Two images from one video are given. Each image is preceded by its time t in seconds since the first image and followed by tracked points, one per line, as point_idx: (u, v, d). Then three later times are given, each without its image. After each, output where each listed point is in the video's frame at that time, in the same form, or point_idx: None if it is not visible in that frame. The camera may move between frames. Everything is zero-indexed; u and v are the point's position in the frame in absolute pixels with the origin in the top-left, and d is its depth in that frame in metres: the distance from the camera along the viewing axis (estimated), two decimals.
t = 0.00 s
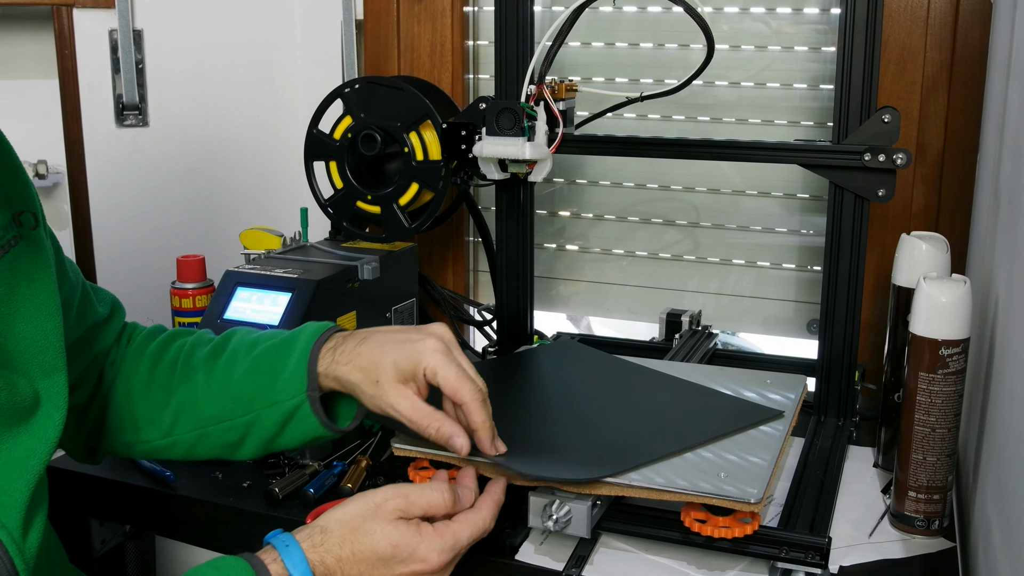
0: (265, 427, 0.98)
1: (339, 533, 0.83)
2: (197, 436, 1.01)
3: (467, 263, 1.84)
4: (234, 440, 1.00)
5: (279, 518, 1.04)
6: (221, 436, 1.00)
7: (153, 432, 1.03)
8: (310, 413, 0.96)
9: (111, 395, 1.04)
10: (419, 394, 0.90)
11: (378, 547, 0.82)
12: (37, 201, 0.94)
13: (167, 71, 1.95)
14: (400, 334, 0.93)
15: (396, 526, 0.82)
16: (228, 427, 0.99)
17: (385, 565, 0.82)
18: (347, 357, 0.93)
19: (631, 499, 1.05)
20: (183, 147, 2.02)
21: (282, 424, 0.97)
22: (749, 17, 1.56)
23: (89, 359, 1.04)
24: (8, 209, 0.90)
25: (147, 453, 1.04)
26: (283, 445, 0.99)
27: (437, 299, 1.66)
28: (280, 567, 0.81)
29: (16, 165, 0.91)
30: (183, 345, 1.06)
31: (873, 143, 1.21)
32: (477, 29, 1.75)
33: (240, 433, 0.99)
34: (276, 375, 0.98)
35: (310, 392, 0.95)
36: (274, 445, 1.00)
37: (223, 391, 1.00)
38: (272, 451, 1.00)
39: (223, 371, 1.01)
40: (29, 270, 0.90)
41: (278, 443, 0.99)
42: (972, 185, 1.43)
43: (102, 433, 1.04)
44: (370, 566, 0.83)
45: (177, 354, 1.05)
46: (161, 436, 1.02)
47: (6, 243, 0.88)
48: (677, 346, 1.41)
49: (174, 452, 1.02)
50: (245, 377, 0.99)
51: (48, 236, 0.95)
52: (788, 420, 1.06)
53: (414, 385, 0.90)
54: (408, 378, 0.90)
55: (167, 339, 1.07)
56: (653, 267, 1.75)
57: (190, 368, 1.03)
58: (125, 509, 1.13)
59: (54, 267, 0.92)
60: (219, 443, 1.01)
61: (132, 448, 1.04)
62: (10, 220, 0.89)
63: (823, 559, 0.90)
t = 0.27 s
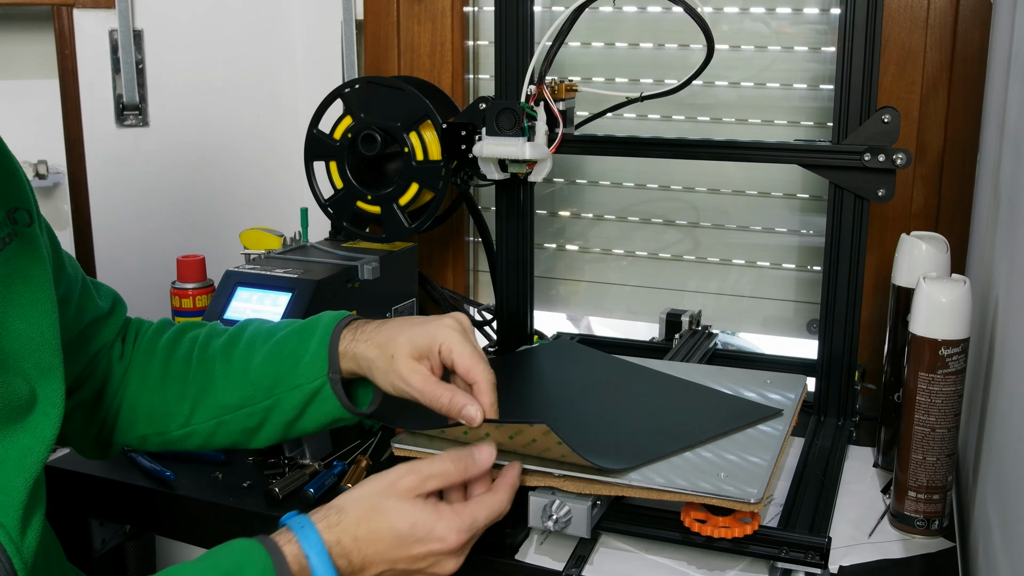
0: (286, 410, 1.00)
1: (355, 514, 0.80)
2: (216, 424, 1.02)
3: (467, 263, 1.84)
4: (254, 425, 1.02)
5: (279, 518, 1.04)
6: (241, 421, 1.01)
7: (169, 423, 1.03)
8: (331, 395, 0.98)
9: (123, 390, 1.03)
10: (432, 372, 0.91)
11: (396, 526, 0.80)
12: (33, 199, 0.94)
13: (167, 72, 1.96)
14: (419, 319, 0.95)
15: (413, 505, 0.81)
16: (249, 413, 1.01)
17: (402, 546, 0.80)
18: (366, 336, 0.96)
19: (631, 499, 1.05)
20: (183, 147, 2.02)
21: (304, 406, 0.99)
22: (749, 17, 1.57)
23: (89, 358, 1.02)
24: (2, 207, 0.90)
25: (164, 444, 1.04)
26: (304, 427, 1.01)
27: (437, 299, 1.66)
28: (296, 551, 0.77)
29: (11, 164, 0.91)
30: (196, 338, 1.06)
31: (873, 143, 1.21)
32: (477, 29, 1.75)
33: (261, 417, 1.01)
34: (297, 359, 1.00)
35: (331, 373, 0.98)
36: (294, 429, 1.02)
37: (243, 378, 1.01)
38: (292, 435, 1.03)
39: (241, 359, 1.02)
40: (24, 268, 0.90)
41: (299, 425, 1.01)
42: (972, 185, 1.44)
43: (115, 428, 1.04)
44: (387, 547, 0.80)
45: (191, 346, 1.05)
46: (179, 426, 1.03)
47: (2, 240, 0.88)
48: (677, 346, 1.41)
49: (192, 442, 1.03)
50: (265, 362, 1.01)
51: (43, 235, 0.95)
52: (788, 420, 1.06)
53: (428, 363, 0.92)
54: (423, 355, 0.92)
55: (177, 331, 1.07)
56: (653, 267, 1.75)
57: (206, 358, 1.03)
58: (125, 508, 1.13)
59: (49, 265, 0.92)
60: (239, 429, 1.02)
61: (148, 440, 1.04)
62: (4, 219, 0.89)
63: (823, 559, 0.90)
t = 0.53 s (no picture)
0: (291, 444, 0.99)
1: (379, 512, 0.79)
2: (220, 448, 1.01)
3: (467, 263, 1.84)
4: (256, 454, 1.01)
5: (279, 518, 1.04)
6: (244, 449, 1.01)
7: (173, 440, 1.02)
8: (338, 433, 0.97)
9: (130, 400, 1.03)
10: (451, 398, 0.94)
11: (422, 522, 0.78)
12: (28, 200, 0.94)
13: (167, 72, 1.96)
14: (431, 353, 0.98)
15: (435, 505, 0.80)
16: (253, 442, 1.00)
17: (424, 546, 0.78)
18: (379, 371, 0.97)
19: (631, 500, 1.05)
20: (183, 147, 2.02)
21: (309, 442, 0.98)
22: (749, 17, 1.57)
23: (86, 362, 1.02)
24: None
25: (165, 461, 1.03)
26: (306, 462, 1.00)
27: (437, 299, 1.66)
28: (319, 549, 0.75)
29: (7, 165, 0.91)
30: (209, 357, 1.05)
31: (874, 143, 1.21)
32: (477, 29, 1.75)
33: (264, 448, 1.00)
34: (308, 394, 0.99)
35: (342, 412, 0.96)
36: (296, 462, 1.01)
37: (252, 407, 1.00)
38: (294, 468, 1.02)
39: (252, 387, 1.01)
40: (19, 268, 0.90)
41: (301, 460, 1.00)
42: (972, 185, 1.44)
43: (116, 436, 1.03)
44: (409, 548, 0.78)
45: (204, 366, 1.04)
46: (182, 447, 1.02)
47: None
48: (677, 346, 1.41)
49: (193, 462, 1.02)
50: (277, 394, 0.99)
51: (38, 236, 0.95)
52: (788, 420, 1.06)
53: (445, 390, 0.95)
54: (441, 383, 0.95)
55: (193, 348, 1.06)
56: (653, 267, 1.75)
57: (217, 380, 1.02)
58: (125, 509, 1.13)
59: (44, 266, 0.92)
60: (241, 455, 1.01)
61: (149, 453, 1.03)
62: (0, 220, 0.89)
63: (823, 559, 0.90)
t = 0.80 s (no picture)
0: (270, 444, 0.97)
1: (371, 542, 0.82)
2: (200, 449, 1.00)
3: (467, 263, 1.84)
4: (237, 456, 0.99)
5: (279, 518, 1.04)
6: (225, 450, 0.99)
7: (155, 443, 1.01)
8: (316, 433, 0.95)
9: (114, 404, 1.03)
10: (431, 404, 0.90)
11: (414, 552, 0.81)
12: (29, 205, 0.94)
13: (167, 72, 1.96)
14: (409, 348, 0.94)
15: (427, 530, 0.82)
16: (232, 442, 0.99)
17: (418, 571, 0.81)
18: (356, 373, 0.93)
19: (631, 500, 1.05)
20: (183, 147, 2.02)
21: (288, 442, 0.97)
22: (749, 17, 1.57)
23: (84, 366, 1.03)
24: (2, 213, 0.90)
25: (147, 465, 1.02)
26: (287, 463, 0.99)
27: (437, 299, 1.66)
28: None
29: (8, 170, 0.91)
30: (191, 357, 1.05)
31: (874, 143, 1.21)
32: (477, 29, 1.75)
33: (245, 449, 0.98)
34: (287, 391, 0.97)
35: (318, 412, 0.95)
36: (276, 463, 0.99)
37: (231, 406, 0.99)
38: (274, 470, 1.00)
39: (231, 386, 1.00)
40: (21, 271, 0.90)
41: (282, 460, 0.99)
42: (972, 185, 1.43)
43: (102, 439, 1.03)
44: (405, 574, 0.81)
45: (185, 366, 1.04)
46: (163, 448, 1.01)
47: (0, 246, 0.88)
48: (677, 346, 1.41)
49: (174, 465, 1.01)
50: (254, 392, 0.98)
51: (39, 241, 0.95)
52: (788, 420, 1.06)
53: (426, 394, 0.91)
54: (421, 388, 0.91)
55: (174, 350, 1.06)
56: (653, 267, 1.75)
57: (198, 381, 1.02)
58: (125, 509, 1.13)
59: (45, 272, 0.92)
60: (222, 457, 1.00)
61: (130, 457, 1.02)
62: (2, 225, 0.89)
63: (823, 559, 0.90)
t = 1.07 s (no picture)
0: (285, 431, 0.98)
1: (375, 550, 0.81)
2: (216, 438, 1.01)
3: (467, 263, 1.84)
4: (253, 444, 1.00)
5: (279, 518, 1.04)
6: (241, 438, 1.00)
7: (169, 434, 1.02)
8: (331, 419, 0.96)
9: (125, 397, 1.03)
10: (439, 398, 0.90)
11: (418, 563, 0.81)
12: (29, 203, 0.94)
13: (167, 71, 1.95)
14: (424, 337, 0.93)
15: (430, 541, 0.82)
16: (248, 430, 0.99)
17: None
18: (369, 360, 0.93)
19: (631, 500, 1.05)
20: (182, 147, 2.02)
21: (303, 428, 0.97)
22: (749, 17, 1.56)
23: (85, 364, 1.02)
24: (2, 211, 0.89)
25: (164, 455, 1.03)
26: (303, 449, 0.99)
27: (437, 299, 1.66)
28: None
29: (8, 169, 0.91)
30: (200, 348, 1.05)
31: (873, 143, 1.21)
32: (477, 29, 1.75)
33: (260, 436, 0.99)
34: (300, 378, 0.98)
35: (332, 396, 0.95)
36: (293, 449, 1.00)
37: (244, 394, 1.00)
38: (291, 456, 1.00)
39: (243, 375, 1.00)
40: (21, 269, 0.89)
41: (298, 446, 0.99)
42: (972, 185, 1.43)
43: (116, 434, 1.03)
44: None
45: (195, 356, 1.04)
46: (179, 439, 1.02)
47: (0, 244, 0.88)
48: (677, 346, 1.41)
49: (191, 455, 1.02)
50: (267, 380, 0.99)
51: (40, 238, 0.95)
52: (788, 420, 1.06)
53: (436, 388, 0.90)
54: (431, 381, 0.90)
55: (182, 340, 1.06)
56: (653, 267, 1.75)
57: (209, 371, 1.02)
58: (125, 509, 1.13)
59: (46, 270, 0.92)
60: (238, 445, 1.01)
61: (147, 449, 1.03)
62: (3, 223, 0.89)
63: (823, 560, 0.90)
